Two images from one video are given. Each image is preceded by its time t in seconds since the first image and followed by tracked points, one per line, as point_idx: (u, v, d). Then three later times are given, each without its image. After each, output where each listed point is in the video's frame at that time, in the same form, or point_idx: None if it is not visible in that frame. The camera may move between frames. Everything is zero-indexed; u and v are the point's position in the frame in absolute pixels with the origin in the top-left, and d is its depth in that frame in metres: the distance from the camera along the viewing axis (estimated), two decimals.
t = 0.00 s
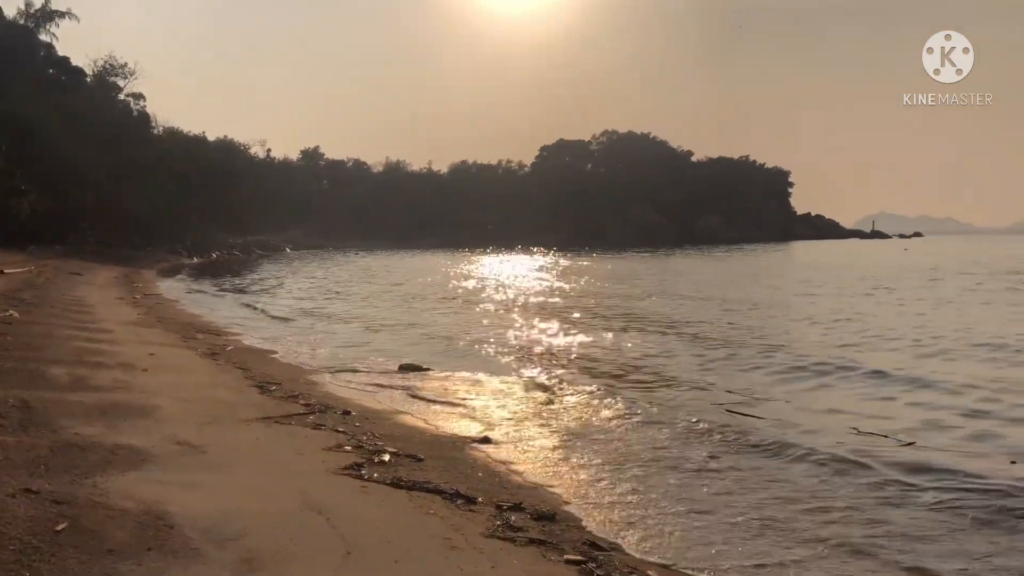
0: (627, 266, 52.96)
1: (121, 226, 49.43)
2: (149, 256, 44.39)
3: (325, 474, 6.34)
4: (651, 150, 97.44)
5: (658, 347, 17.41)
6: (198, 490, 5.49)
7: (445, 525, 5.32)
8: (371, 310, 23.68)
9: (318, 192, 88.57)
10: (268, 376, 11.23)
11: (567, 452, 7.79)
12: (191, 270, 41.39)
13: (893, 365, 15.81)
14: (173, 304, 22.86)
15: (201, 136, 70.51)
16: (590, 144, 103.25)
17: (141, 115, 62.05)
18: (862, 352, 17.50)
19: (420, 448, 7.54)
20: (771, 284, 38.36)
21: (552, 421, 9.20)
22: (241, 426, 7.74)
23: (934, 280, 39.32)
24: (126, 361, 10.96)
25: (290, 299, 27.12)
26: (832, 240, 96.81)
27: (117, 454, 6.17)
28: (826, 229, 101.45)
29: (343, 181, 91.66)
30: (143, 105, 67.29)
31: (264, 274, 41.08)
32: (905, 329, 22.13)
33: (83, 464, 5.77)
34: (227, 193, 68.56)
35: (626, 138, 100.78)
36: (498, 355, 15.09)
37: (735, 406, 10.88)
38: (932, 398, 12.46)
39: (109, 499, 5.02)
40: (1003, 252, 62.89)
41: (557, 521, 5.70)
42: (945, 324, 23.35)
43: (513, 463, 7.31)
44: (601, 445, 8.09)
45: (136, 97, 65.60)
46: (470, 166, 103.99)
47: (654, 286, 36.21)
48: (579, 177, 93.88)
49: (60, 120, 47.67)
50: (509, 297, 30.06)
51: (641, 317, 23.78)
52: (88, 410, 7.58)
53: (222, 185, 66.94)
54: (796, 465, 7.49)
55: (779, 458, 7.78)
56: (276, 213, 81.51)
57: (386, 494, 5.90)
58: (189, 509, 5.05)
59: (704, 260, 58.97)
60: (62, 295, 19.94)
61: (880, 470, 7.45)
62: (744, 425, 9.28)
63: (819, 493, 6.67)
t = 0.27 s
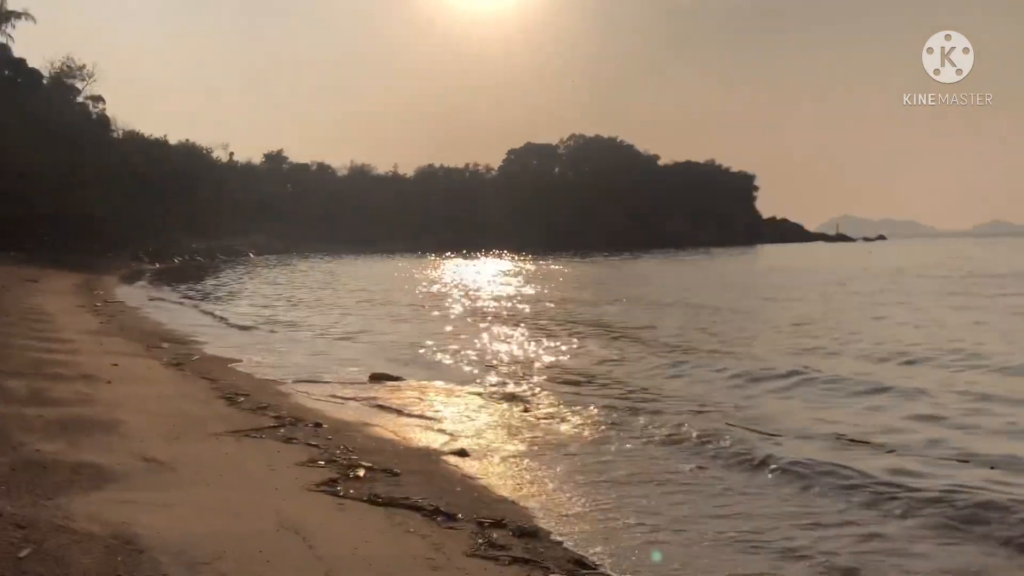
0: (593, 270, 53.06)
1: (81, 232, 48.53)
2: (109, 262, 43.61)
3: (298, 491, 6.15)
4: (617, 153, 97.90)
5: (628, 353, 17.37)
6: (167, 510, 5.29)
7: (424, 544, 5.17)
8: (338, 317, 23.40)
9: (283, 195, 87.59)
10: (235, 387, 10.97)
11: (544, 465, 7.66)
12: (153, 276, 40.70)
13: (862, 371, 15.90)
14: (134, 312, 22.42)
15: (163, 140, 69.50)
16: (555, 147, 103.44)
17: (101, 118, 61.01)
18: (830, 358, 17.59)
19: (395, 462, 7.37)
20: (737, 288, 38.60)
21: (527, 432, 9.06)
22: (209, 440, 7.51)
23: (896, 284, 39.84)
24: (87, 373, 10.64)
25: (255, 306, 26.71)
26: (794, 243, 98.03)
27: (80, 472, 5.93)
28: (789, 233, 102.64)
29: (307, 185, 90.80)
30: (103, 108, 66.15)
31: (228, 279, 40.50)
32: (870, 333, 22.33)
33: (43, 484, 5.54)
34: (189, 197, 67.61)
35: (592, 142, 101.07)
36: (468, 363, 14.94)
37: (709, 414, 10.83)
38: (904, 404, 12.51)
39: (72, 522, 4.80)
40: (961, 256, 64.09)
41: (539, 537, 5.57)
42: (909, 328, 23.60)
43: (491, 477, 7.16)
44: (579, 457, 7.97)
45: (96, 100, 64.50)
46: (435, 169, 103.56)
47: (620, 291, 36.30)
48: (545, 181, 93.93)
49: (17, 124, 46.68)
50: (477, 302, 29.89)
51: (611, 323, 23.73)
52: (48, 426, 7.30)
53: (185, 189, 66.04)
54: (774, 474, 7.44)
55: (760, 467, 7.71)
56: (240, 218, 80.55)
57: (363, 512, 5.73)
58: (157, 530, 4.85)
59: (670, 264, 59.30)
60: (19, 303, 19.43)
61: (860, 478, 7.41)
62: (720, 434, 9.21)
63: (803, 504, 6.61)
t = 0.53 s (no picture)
0: (573, 273, 53.13)
1: (58, 236, 48.05)
2: (88, 266, 43.23)
3: (285, 500, 6.08)
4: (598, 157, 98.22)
5: (611, 358, 17.39)
6: (152, 522, 5.22)
7: (414, 554, 5.13)
8: (319, 322, 23.28)
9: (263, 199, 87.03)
10: (218, 394, 10.87)
11: (531, 471, 7.63)
12: (131, 281, 40.35)
13: (843, 374, 16.02)
14: (113, 317, 22.20)
15: (141, 144, 68.98)
16: (536, 151, 103.58)
17: (78, 121, 60.45)
18: (811, 361, 17.70)
19: (381, 469, 7.32)
20: (717, 291, 38.84)
21: (514, 438, 9.03)
22: (193, 449, 7.41)
23: (873, 286, 40.27)
24: (68, 380, 10.50)
25: (235, 311, 26.50)
26: (773, 245, 98.76)
27: (63, 483, 5.84)
28: (768, 236, 103.50)
29: (287, 188, 90.30)
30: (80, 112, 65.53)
31: (208, 284, 40.22)
32: (848, 336, 22.53)
33: (25, 496, 5.45)
34: (168, 201, 67.15)
35: (572, 145, 101.38)
36: (452, 368, 14.90)
37: (694, 418, 10.85)
38: (887, 407, 12.61)
39: (55, 535, 4.73)
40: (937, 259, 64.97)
41: (529, 545, 5.54)
42: (887, 330, 23.84)
43: (478, 484, 7.13)
44: (565, 463, 7.95)
45: (74, 103, 63.88)
46: (416, 172, 103.35)
47: (602, 294, 36.38)
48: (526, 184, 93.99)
49: None
50: (458, 306, 29.85)
51: (592, 327, 23.77)
52: (29, 435, 7.19)
53: (163, 193, 65.57)
54: (761, 478, 7.45)
55: (747, 472, 7.72)
56: (219, 221, 80.05)
57: (352, 520, 5.69)
58: (142, 543, 4.78)
59: (650, 266, 59.65)
60: None
61: (847, 483, 7.44)
62: (706, 439, 9.20)
63: (791, 509, 6.63)
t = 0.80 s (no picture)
0: (549, 279, 53.18)
1: (29, 243, 47.43)
2: (59, 273, 42.69)
3: (265, 512, 5.96)
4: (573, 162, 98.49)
5: (590, 364, 17.38)
6: (131, 536, 5.09)
7: (399, 567, 5.04)
8: (296, 329, 23.09)
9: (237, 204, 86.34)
10: (196, 403, 10.71)
11: (515, 480, 7.55)
12: (104, 287, 39.89)
13: (821, 379, 16.10)
14: (86, 325, 21.91)
15: (114, 149, 68.31)
16: (512, 156, 103.67)
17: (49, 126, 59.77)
18: (789, 366, 17.79)
19: (364, 479, 7.21)
20: (693, 296, 39.00)
21: (496, 446, 8.95)
22: (170, 460, 7.27)
23: (847, 290, 40.61)
24: (41, 390, 10.30)
25: (210, 318, 26.24)
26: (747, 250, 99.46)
27: (38, 497, 5.70)
28: (743, 240, 104.24)
29: (262, 193, 89.68)
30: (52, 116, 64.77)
31: (182, 290, 39.86)
32: (825, 340, 22.68)
33: None
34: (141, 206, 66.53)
35: (547, 150, 101.56)
36: (431, 376, 14.81)
37: (675, 425, 10.83)
38: (866, 411, 12.66)
39: (30, 552, 4.59)
40: (909, 262, 65.76)
41: (515, 557, 5.46)
42: (863, 334, 24.02)
43: (463, 495, 7.03)
44: (548, 471, 7.88)
45: (45, 108, 63.16)
46: (391, 178, 103.05)
47: (579, 301, 36.42)
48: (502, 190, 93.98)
49: None
50: (437, 313, 29.73)
51: (571, 334, 23.73)
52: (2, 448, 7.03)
53: (135, 198, 65.04)
54: (747, 485, 7.42)
55: (733, 479, 7.69)
56: (193, 227, 79.42)
57: (335, 532, 5.59)
58: (119, 560, 4.65)
59: (627, 272, 59.83)
60: None
61: (830, 488, 7.43)
62: (690, 445, 9.17)
63: (777, 517, 6.60)
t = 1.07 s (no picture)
0: (527, 285, 53.16)
1: None
2: (31, 282, 42.14)
3: (248, 524, 5.83)
4: (550, 168, 98.65)
5: (571, 371, 17.32)
6: (110, 551, 4.95)
7: None
8: (274, 337, 22.86)
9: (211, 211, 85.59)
10: (173, 412, 10.54)
11: (501, 489, 7.46)
12: (77, 295, 39.39)
13: (801, 384, 16.14)
14: (59, 334, 21.58)
15: (86, 156, 67.61)
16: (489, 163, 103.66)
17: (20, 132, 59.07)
18: (768, 371, 17.84)
19: (347, 489, 7.09)
20: (670, 302, 39.12)
21: (480, 454, 8.85)
22: (148, 471, 7.11)
23: (821, 295, 40.95)
24: (14, 400, 10.08)
25: (186, 326, 25.95)
26: (723, 256, 99.98)
27: (13, 511, 5.54)
28: (718, 246, 104.89)
29: (237, 200, 89.01)
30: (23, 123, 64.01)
31: (156, 298, 39.43)
32: (802, 346, 22.79)
33: None
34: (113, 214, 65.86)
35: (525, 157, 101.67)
36: (412, 384, 14.68)
37: (660, 431, 10.77)
38: (847, 415, 12.69)
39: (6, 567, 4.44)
40: (882, 268, 66.43)
41: (505, 569, 5.36)
42: (840, 339, 24.14)
43: (448, 504, 6.93)
44: (534, 480, 7.78)
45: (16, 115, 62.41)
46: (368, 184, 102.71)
47: (557, 307, 36.40)
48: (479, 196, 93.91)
49: None
50: (415, 320, 29.59)
51: (550, 341, 23.68)
52: None
53: (106, 206, 64.39)
54: (736, 492, 7.36)
55: (719, 486, 7.64)
56: (167, 234, 78.72)
57: (321, 545, 5.47)
58: None
59: (603, 278, 59.99)
60: None
61: (818, 496, 7.39)
62: (676, 452, 9.11)
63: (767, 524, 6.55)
